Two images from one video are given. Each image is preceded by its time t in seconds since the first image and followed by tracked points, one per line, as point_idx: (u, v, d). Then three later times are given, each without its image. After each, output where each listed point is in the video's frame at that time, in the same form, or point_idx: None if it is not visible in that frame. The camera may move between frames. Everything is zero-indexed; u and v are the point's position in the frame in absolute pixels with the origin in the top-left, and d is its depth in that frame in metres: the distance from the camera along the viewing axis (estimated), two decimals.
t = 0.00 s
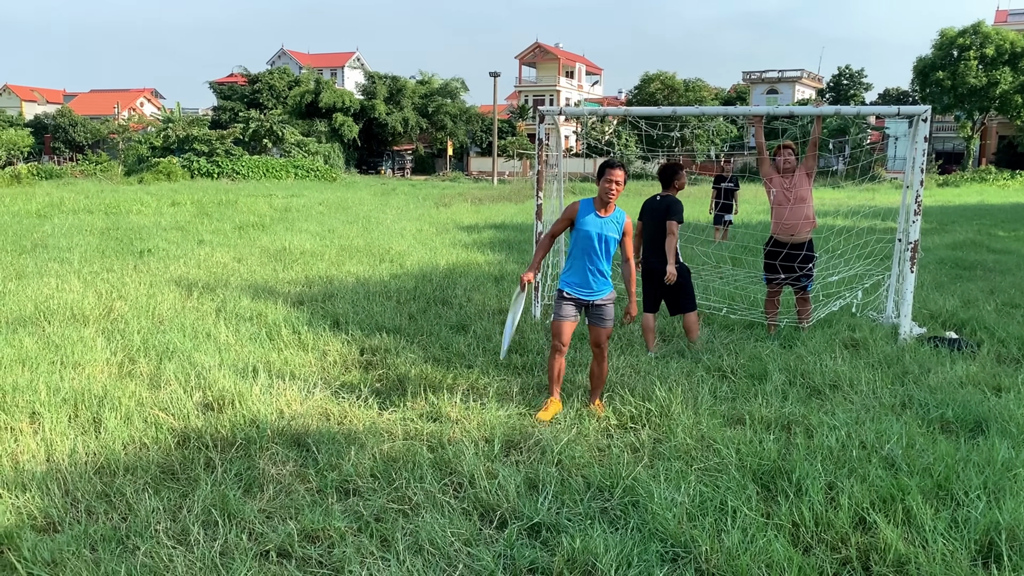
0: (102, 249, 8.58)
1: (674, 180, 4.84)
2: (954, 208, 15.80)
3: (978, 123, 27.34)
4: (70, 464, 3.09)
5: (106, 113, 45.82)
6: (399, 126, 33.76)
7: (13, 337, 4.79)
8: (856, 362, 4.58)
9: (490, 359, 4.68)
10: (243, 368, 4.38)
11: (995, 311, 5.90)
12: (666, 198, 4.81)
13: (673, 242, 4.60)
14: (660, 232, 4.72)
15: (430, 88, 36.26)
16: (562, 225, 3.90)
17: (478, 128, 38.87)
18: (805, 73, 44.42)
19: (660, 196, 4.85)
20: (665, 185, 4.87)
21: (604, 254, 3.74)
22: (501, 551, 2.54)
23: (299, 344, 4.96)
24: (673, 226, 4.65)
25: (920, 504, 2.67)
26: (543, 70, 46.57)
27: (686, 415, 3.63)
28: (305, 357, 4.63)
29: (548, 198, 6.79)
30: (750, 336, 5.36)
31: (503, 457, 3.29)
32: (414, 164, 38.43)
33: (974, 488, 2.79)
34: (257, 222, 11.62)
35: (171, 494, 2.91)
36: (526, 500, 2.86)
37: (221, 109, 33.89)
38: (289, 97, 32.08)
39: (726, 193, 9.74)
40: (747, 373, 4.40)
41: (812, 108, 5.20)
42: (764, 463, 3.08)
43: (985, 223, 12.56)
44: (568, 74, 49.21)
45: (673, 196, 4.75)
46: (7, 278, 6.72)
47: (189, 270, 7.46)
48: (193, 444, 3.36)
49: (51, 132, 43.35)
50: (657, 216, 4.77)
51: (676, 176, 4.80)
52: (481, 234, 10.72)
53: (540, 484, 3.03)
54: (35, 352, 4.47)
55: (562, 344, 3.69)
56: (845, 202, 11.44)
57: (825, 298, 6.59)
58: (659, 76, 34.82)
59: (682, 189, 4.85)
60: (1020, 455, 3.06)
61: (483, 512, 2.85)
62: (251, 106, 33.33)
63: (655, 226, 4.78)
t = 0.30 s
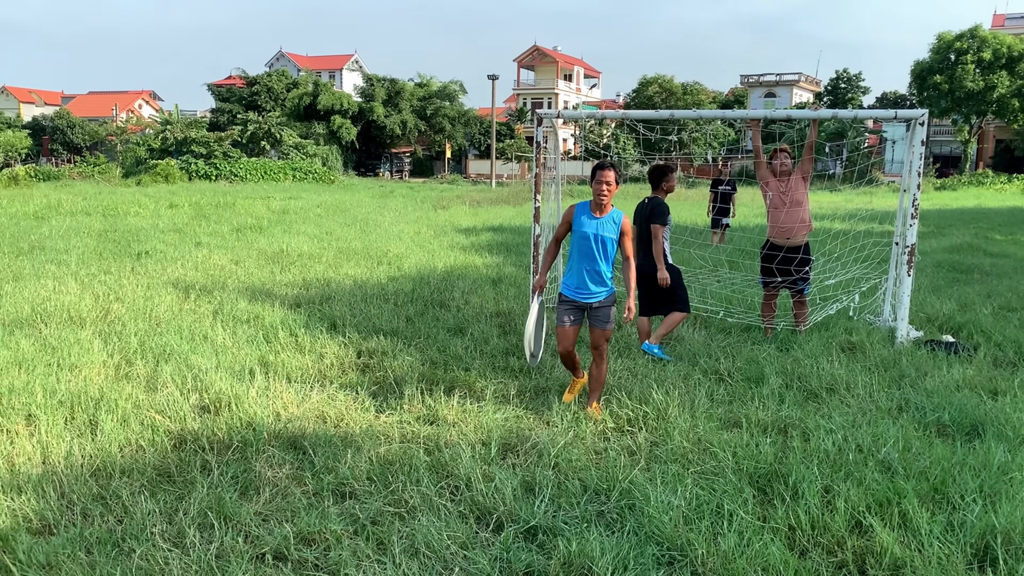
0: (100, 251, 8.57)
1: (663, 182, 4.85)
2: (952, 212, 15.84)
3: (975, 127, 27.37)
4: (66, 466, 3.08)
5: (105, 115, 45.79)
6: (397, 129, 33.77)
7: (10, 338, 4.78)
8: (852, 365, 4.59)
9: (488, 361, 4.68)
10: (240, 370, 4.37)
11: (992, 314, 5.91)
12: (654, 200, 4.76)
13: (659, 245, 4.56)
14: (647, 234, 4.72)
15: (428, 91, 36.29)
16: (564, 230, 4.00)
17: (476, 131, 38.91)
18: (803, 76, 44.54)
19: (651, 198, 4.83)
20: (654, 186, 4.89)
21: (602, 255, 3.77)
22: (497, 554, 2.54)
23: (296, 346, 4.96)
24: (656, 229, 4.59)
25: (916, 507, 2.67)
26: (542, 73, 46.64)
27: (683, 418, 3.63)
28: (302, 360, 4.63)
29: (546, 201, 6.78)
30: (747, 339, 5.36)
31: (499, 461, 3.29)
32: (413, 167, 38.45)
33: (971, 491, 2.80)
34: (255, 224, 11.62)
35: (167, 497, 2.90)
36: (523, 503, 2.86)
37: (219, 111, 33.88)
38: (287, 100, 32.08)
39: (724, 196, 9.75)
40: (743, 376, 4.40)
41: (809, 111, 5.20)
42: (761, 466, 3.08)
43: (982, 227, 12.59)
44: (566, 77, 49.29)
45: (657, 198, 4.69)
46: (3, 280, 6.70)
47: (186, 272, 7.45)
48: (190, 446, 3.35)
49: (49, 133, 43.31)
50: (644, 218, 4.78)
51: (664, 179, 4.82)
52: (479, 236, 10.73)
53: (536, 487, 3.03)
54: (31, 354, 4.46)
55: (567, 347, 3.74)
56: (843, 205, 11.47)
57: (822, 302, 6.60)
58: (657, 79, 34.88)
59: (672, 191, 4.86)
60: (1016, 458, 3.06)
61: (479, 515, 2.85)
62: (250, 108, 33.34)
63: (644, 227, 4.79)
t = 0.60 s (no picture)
0: (94, 255, 8.53)
1: (654, 186, 4.86)
2: (947, 216, 15.90)
3: (969, 132, 27.53)
4: (57, 472, 3.05)
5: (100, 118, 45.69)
6: (393, 133, 33.76)
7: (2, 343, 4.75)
8: (847, 370, 4.59)
9: (482, 366, 4.67)
10: (234, 375, 4.35)
11: (986, 319, 5.93)
12: (645, 206, 4.73)
13: (659, 248, 4.53)
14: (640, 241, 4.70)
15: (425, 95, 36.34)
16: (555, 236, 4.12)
17: (472, 135, 38.94)
18: (798, 82, 44.75)
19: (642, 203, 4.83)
20: (645, 191, 4.89)
21: (587, 257, 3.85)
22: (490, 560, 2.53)
23: (290, 350, 4.94)
24: (653, 233, 4.58)
25: (909, 512, 2.67)
26: (538, 77, 46.77)
27: (677, 423, 3.63)
28: (296, 364, 4.61)
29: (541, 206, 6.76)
30: (741, 344, 5.37)
31: (493, 466, 3.28)
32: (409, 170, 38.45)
33: (963, 497, 2.80)
34: (250, 228, 11.59)
35: (159, 502, 2.88)
36: (516, 508, 2.85)
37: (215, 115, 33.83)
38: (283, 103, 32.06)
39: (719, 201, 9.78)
40: (738, 381, 4.40)
41: (804, 116, 5.24)
42: (755, 471, 3.08)
43: (976, 231, 12.64)
44: (563, 82, 49.40)
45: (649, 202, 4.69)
46: None
47: (180, 276, 7.43)
48: (182, 451, 3.33)
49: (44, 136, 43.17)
50: (637, 223, 4.74)
51: (655, 184, 4.82)
52: (475, 241, 10.72)
53: (530, 492, 3.01)
54: (24, 359, 4.44)
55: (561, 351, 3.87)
56: (838, 210, 11.50)
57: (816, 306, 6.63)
58: (653, 83, 35.01)
59: (662, 196, 4.85)
60: (1009, 463, 3.07)
61: (472, 521, 2.83)
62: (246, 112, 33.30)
63: (636, 233, 4.75)
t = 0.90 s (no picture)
0: (92, 260, 8.52)
1: (652, 190, 4.88)
2: (946, 218, 15.91)
3: (968, 134, 27.57)
4: (54, 477, 3.05)
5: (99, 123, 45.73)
6: (393, 137, 33.79)
7: None
8: (845, 372, 4.59)
9: (480, 370, 4.67)
10: (231, 380, 4.34)
11: (985, 321, 5.93)
12: (639, 210, 4.68)
13: (649, 257, 4.48)
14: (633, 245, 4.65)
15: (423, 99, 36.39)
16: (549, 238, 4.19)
17: (472, 139, 38.99)
18: (796, 85, 44.84)
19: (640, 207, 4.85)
20: (643, 195, 4.90)
21: (582, 256, 3.92)
22: (487, 564, 2.53)
23: (288, 355, 4.93)
24: (643, 240, 4.51)
25: (906, 515, 2.67)
26: (537, 81, 46.87)
27: (675, 426, 3.62)
28: (294, 369, 4.60)
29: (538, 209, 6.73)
30: (739, 347, 5.37)
31: (490, 469, 3.28)
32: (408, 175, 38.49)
33: (961, 499, 2.80)
34: (248, 233, 11.59)
35: (156, 507, 2.88)
36: (514, 512, 2.85)
37: (214, 120, 33.88)
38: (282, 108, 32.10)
39: (717, 204, 9.79)
40: (736, 384, 4.40)
41: (801, 119, 5.25)
42: (752, 474, 3.08)
43: (975, 233, 12.65)
44: (561, 85, 49.47)
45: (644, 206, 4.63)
46: None
47: (179, 281, 7.42)
48: (179, 456, 3.33)
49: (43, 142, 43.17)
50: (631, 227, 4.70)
51: (653, 188, 4.83)
52: (474, 245, 10.72)
53: (527, 496, 3.01)
54: (21, 364, 4.43)
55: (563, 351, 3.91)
56: (837, 212, 11.50)
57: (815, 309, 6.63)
58: (652, 87, 35.08)
59: (661, 200, 4.87)
60: (1007, 465, 3.07)
61: (470, 524, 2.83)
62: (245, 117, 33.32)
63: (630, 237, 4.72)
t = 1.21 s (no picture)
0: (95, 266, 8.56)
1: (654, 195, 4.90)
2: (947, 220, 15.92)
3: (970, 135, 27.57)
4: (56, 485, 3.06)
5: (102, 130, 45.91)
6: (394, 142, 33.88)
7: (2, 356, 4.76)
8: (847, 374, 4.59)
9: (482, 374, 4.67)
10: (233, 386, 4.35)
11: (987, 322, 5.92)
12: (641, 217, 4.65)
13: (643, 264, 4.52)
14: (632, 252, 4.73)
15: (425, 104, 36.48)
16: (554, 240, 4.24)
17: (473, 143, 39.05)
18: (797, 87, 44.89)
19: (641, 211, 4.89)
20: (646, 202, 4.92)
21: (587, 257, 3.97)
22: (489, 569, 2.53)
23: (290, 361, 4.94)
24: (643, 249, 4.54)
25: (908, 518, 2.66)
26: (539, 85, 46.99)
27: (677, 430, 3.62)
28: (295, 375, 4.61)
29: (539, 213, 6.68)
30: (741, 350, 5.37)
31: (492, 474, 3.28)
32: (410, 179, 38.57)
33: (963, 501, 2.80)
34: (251, 239, 11.62)
35: (158, 514, 2.88)
36: (515, 517, 2.84)
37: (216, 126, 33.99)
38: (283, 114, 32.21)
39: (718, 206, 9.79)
40: (738, 387, 4.39)
41: (802, 122, 5.26)
42: (754, 478, 3.07)
43: (977, 234, 12.65)
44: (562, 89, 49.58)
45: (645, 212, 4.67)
46: None
47: (181, 287, 7.45)
48: (181, 463, 3.34)
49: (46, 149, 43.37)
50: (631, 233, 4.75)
51: (657, 193, 4.83)
52: (475, 249, 10.73)
53: (529, 501, 3.01)
54: (24, 372, 4.45)
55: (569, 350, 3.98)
56: (839, 214, 11.50)
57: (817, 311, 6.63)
58: (653, 90, 35.16)
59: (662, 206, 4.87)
60: (1009, 467, 3.07)
61: (471, 530, 2.83)
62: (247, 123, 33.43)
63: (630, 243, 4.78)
